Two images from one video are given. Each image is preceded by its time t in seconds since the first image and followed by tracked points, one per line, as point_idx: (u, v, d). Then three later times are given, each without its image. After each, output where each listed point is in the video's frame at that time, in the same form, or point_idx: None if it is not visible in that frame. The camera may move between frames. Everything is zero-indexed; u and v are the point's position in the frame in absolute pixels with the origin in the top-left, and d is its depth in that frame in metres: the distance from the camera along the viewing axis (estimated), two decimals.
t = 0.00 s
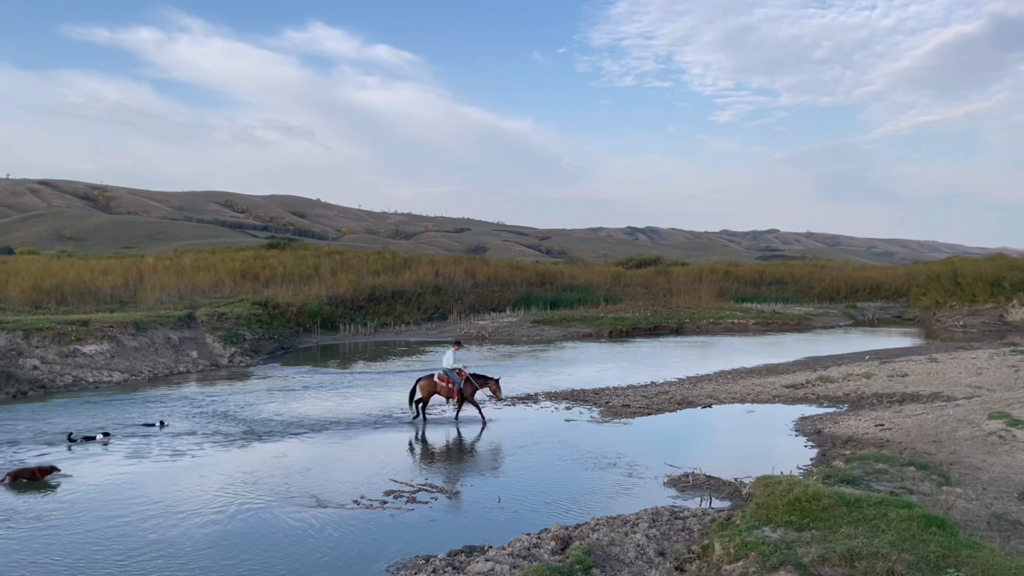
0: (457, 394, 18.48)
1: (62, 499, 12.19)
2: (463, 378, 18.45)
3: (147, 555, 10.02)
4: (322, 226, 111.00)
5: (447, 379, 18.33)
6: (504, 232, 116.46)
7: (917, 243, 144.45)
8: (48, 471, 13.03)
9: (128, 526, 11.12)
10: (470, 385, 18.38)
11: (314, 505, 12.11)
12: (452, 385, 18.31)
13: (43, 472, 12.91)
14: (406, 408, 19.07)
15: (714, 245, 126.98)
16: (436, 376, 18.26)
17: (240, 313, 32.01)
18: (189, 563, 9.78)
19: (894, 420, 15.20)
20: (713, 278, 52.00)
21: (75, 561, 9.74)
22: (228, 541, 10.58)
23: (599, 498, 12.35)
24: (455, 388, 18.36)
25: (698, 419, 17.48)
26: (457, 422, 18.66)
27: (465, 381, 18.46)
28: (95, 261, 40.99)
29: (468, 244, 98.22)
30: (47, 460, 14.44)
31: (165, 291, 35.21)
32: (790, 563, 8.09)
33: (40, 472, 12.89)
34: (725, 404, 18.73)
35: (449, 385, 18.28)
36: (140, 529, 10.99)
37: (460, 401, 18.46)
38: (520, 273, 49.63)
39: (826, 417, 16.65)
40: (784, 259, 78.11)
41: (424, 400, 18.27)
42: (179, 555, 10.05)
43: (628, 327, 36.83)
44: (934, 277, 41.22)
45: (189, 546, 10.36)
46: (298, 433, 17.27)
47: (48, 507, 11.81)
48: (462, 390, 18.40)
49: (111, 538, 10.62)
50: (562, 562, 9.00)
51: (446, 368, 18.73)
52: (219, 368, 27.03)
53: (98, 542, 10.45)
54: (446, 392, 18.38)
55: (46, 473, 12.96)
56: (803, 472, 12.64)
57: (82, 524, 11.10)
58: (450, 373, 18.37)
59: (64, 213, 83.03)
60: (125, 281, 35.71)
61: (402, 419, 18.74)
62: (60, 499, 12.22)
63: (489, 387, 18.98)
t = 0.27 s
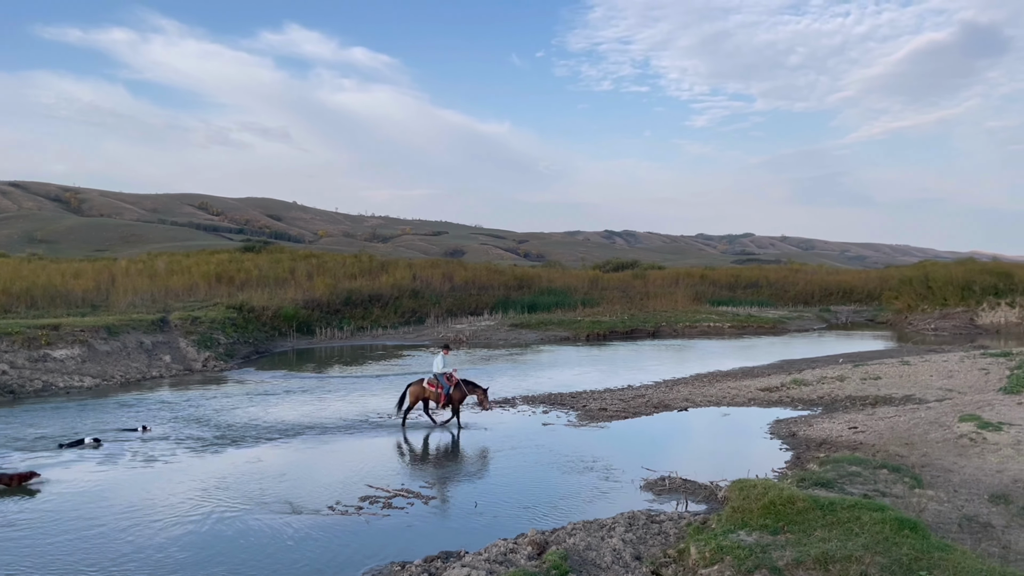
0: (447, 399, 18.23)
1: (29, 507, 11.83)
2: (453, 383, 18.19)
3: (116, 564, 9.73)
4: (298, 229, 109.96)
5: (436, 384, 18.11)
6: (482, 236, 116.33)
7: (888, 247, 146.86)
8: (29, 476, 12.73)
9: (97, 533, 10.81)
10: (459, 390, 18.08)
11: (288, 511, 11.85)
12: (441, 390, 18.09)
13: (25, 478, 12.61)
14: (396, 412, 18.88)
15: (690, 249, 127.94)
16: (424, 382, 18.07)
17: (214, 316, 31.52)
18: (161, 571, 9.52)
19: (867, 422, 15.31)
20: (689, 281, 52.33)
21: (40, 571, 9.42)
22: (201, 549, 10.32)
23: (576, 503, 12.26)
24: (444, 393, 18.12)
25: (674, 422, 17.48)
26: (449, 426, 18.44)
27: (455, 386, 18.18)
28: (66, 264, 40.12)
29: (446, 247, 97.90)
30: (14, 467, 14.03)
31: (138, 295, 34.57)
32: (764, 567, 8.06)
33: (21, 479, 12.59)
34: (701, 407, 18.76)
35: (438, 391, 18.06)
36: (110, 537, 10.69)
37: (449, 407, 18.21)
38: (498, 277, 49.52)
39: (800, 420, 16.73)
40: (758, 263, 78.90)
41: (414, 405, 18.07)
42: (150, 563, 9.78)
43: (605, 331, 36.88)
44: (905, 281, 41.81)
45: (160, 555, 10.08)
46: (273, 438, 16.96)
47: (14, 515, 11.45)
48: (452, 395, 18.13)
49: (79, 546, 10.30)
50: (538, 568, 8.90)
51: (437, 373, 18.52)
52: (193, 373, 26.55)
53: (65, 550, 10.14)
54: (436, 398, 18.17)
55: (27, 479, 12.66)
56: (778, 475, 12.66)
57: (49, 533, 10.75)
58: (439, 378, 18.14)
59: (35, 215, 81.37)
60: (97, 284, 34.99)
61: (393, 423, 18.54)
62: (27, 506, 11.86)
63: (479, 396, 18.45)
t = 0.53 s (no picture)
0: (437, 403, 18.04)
1: None
2: (443, 387, 17.98)
3: (85, 571, 9.46)
4: (274, 230, 108.80)
5: (425, 387, 17.98)
6: (460, 237, 116.06)
7: (860, 250, 149.15)
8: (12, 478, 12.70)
9: (66, 539, 10.52)
10: (448, 395, 17.82)
11: (263, 516, 11.63)
12: (430, 394, 17.94)
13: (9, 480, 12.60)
14: (389, 414, 18.76)
15: (667, 251, 128.81)
16: (414, 385, 17.98)
17: (188, 319, 31.01)
18: None
19: (841, 423, 15.46)
20: (666, 284, 52.62)
21: None
22: (174, 555, 10.09)
23: (554, 505, 12.19)
24: (433, 397, 17.96)
25: (651, 424, 17.50)
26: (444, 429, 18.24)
27: (444, 390, 17.97)
28: (36, 265, 39.20)
29: (424, 249, 97.50)
30: None
31: (110, 297, 33.89)
32: (740, 568, 8.05)
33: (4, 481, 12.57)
34: (678, 409, 18.82)
35: (427, 395, 17.93)
36: (80, 543, 10.40)
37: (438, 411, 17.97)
38: (475, 279, 49.39)
39: (776, 421, 16.85)
40: (734, 266, 79.63)
41: (405, 409, 17.97)
42: (120, 570, 9.53)
43: (582, 333, 36.92)
44: (878, 284, 42.41)
45: (131, 561, 9.84)
46: (248, 442, 16.68)
47: None
48: (440, 399, 17.94)
49: (47, 553, 10.01)
50: (515, 571, 8.82)
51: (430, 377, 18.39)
52: (166, 376, 26.08)
53: (33, 557, 9.85)
54: (427, 401, 18.04)
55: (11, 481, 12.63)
56: (754, 476, 12.72)
57: (16, 539, 10.45)
58: (429, 382, 18.01)
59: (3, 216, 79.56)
60: (67, 286, 34.27)
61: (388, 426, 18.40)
62: None
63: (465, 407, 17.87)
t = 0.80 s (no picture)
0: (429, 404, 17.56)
1: None
2: (433, 389, 17.43)
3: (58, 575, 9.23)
4: (252, 230, 107.70)
5: (416, 389, 17.51)
6: (439, 238, 115.77)
7: (835, 251, 151.01)
8: None
9: (38, 544, 10.26)
10: (437, 398, 17.28)
11: (240, 518, 11.45)
12: (420, 396, 17.47)
13: None
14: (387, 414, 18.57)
15: (645, 252, 129.54)
16: (405, 387, 17.56)
17: (163, 320, 30.53)
18: None
19: (817, 423, 15.58)
20: (645, 285, 52.87)
21: None
22: (148, 558, 9.87)
23: (532, 505, 12.14)
24: (424, 399, 17.47)
25: (631, 424, 17.52)
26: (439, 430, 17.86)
27: (435, 392, 17.42)
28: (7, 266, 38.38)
29: (403, 250, 97.10)
30: None
31: (84, 297, 33.25)
32: (718, 567, 8.05)
33: None
34: (657, 409, 18.87)
35: (417, 396, 17.48)
36: (51, 547, 10.15)
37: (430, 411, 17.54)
38: (455, 280, 49.24)
39: (753, 421, 16.94)
40: (711, 267, 80.24)
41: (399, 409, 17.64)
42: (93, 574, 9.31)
43: (562, 334, 36.94)
44: (854, 285, 42.93)
45: (105, 565, 9.61)
46: (225, 444, 16.42)
47: None
48: (431, 401, 17.44)
49: (18, 558, 9.74)
50: (494, 572, 8.75)
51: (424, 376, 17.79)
52: (142, 378, 25.65)
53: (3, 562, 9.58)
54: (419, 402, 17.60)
55: None
56: (731, 476, 12.77)
57: None
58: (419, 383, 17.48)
59: None
60: (41, 287, 33.62)
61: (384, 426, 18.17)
62: None
63: (456, 411, 17.31)
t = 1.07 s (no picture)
0: (423, 406, 17.41)
1: None
2: (428, 390, 17.33)
3: None
4: (232, 230, 106.69)
5: (411, 390, 17.39)
6: (422, 238, 115.45)
7: (815, 252, 152.50)
8: None
9: (14, 547, 10.08)
10: (432, 398, 17.17)
11: (220, 520, 11.30)
12: (415, 397, 17.34)
13: None
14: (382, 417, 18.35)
15: (628, 253, 130.00)
16: (400, 388, 17.42)
17: (143, 320, 30.14)
18: None
19: (798, 423, 15.70)
20: (627, 285, 53.05)
21: None
22: (127, 560, 9.73)
23: (515, 506, 12.10)
24: (419, 400, 17.34)
25: (613, 424, 17.55)
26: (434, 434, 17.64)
27: (430, 393, 17.31)
28: None
29: (385, 250, 96.67)
30: None
31: (62, 298, 32.74)
32: (700, 566, 8.07)
33: None
34: (639, 409, 18.91)
35: (412, 397, 17.33)
36: (28, 551, 9.97)
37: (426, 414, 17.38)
38: (438, 280, 49.10)
39: (734, 420, 17.04)
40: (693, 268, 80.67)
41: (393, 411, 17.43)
42: None
43: (544, 334, 36.94)
44: (834, 285, 43.32)
45: (83, 567, 9.45)
46: (206, 445, 16.22)
47: None
48: (426, 402, 17.30)
49: None
50: (477, 572, 8.71)
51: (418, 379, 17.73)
52: (121, 379, 25.28)
53: None
54: (412, 404, 17.44)
55: None
56: (713, 475, 12.82)
57: None
58: (414, 384, 17.39)
59: None
60: (18, 288, 33.08)
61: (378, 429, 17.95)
62: None
63: (450, 414, 17.18)
